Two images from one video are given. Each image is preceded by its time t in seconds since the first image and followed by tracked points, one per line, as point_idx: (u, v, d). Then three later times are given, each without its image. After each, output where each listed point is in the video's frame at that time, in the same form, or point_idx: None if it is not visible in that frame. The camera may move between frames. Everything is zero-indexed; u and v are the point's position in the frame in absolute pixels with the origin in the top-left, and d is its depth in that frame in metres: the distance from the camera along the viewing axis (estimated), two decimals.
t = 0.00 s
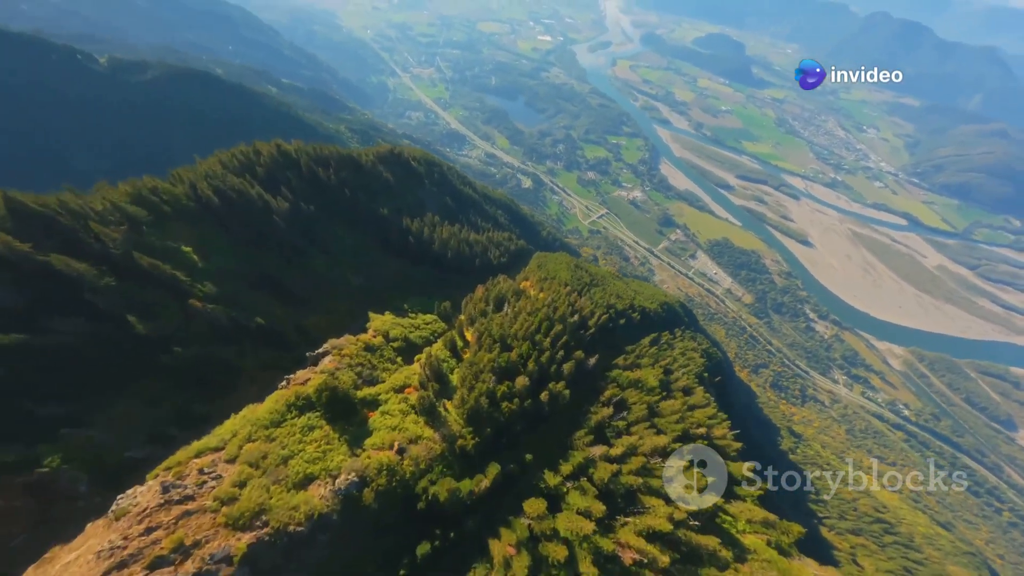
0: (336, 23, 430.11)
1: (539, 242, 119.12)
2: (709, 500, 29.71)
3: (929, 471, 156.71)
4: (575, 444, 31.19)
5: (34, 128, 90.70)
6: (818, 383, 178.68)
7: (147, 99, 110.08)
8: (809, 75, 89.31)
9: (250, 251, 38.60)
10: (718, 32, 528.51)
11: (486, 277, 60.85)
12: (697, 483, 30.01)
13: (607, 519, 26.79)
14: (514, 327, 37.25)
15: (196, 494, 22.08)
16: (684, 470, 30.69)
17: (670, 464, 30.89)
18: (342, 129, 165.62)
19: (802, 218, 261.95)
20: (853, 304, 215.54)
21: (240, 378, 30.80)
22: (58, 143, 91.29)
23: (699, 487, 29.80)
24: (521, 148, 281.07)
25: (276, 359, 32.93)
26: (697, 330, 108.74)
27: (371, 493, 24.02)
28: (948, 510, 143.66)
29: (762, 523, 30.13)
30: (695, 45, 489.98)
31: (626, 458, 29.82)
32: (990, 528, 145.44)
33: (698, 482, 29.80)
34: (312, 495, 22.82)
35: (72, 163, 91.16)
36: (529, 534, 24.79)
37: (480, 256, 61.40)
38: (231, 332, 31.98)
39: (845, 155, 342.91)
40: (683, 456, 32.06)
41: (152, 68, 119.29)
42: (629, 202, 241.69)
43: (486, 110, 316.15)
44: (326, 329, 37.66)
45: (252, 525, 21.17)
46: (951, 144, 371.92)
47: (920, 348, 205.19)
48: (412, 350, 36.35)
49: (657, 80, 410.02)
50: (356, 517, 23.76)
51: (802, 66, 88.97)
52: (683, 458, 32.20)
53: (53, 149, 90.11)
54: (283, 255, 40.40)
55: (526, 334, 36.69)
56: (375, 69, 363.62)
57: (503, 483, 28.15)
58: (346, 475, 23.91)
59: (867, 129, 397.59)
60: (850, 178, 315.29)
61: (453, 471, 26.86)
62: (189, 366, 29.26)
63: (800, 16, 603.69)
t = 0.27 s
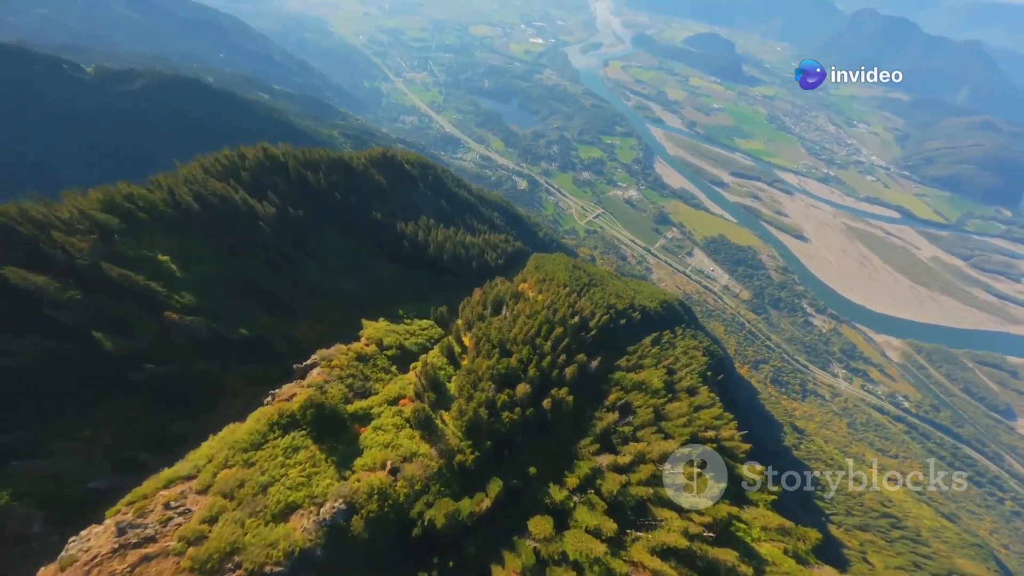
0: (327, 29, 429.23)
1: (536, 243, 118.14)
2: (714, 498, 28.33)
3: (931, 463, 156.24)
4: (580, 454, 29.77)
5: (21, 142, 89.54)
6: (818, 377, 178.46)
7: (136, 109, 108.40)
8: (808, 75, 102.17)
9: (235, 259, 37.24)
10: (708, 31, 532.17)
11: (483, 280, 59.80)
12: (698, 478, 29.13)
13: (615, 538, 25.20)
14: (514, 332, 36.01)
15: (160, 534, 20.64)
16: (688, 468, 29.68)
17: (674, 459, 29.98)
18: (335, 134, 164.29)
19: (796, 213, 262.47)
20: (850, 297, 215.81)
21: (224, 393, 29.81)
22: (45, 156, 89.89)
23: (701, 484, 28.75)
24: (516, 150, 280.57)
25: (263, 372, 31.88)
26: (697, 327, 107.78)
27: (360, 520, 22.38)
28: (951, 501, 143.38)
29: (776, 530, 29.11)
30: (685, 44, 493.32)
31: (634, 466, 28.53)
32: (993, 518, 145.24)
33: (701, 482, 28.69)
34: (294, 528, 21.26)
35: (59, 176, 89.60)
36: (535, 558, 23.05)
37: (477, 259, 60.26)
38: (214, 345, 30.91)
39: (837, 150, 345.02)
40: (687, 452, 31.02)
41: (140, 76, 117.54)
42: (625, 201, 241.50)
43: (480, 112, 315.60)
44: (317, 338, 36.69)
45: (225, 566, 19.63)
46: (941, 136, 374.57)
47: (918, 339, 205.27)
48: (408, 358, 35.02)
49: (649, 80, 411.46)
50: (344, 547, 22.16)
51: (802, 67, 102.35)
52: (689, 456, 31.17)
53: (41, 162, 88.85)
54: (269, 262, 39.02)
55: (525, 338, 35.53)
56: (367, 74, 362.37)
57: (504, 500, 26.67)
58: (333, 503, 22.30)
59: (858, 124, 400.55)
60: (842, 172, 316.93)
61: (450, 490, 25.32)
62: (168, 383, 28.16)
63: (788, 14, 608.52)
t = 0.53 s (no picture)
0: (318, 37, 428.28)
1: (533, 244, 117.04)
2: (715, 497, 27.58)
3: (932, 453, 155.86)
4: (586, 466, 28.29)
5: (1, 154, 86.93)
6: (817, 370, 178.18)
7: (122, 119, 106.32)
8: (808, 75, 114.49)
9: (214, 272, 35.80)
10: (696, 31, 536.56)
11: (479, 284, 58.88)
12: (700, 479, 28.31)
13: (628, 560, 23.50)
14: (513, 337, 34.74)
15: None
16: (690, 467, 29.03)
17: (676, 460, 28.90)
18: (327, 140, 162.74)
19: (789, 207, 263.17)
20: (846, 290, 215.97)
21: (197, 419, 27.81)
22: (27, 168, 87.50)
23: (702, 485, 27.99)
24: (510, 152, 280.01)
25: (242, 393, 30.05)
26: (697, 324, 106.65)
27: (347, 554, 20.48)
28: (955, 490, 142.99)
29: (795, 538, 27.78)
30: (675, 44, 497.17)
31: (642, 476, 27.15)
32: (995, 506, 144.79)
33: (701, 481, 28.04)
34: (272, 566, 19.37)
35: (41, 188, 87.13)
36: None
37: (473, 262, 59.23)
38: (188, 366, 29.03)
39: (828, 144, 347.37)
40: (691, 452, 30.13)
41: (126, 86, 115.35)
42: (620, 200, 241.30)
43: (473, 115, 314.87)
44: (305, 351, 35.27)
45: None
46: (929, 128, 377.85)
47: (914, 330, 205.43)
48: (402, 368, 33.57)
49: (640, 79, 413.24)
50: None
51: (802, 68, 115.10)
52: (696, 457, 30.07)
53: (22, 174, 86.39)
54: (253, 275, 38.04)
55: (525, 343, 34.21)
56: (359, 80, 361.14)
57: (506, 520, 24.91)
58: (315, 539, 20.19)
59: (847, 118, 404.06)
60: (834, 166, 318.86)
61: (447, 514, 23.48)
62: (132, 410, 25.77)
63: (775, 11, 614.22)
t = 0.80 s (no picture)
0: (308, 43, 426.42)
1: (529, 245, 116.06)
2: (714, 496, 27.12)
3: (932, 443, 156.06)
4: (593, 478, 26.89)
5: None
6: (816, 363, 178.19)
7: (106, 128, 103.83)
8: (807, 74, 143.60)
9: (195, 281, 34.47)
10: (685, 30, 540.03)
11: (476, 287, 57.83)
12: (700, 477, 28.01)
13: None
14: (512, 341, 33.50)
15: None
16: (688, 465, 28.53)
17: (674, 459, 28.39)
18: (319, 145, 161.00)
19: (783, 202, 263.89)
20: (841, 283, 216.66)
21: (174, 441, 26.58)
22: (9, 181, 85.29)
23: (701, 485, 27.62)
24: (503, 154, 279.20)
25: (225, 410, 28.96)
26: (697, 321, 105.74)
27: None
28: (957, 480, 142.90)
29: (813, 543, 26.54)
30: (664, 43, 499.81)
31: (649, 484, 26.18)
32: (995, 493, 145.45)
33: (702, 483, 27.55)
34: None
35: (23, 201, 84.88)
36: None
37: (469, 264, 58.28)
38: (165, 386, 27.66)
39: (818, 139, 349.66)
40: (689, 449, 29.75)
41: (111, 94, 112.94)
42: (615, 199, 241.05)
43: (466, 118, 313.71)
44: (292, 363, 34.24)
45: None
46: (917, 120, 380.89)
47: (910, 321, 205.92)
48: (397, 377, 32.22)
49: (631, 79, 414.49)
50: None
51: (802, 70, 144.00)
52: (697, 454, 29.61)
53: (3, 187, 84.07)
54: (238, 283, 36.85)
55: (526, 347, 32.97)
56: (350, 86, 359.41)
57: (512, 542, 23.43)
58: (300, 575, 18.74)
59: (836, 113, 407.39)
60: (825, 160, 320.72)
61: (446, 539, 21.95)
62: (103, 435, 24.38)
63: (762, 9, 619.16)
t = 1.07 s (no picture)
0: (297, 50, 423.96)
1: (525, 246, 115.07)
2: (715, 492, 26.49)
3: (931, 431, 156.88)
4: (601, 490, 25.68)
5: None
6: (813, 355, 178.92)
7: (90, 139, 101.75)
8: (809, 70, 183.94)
9: (174, 294, 33.06)
10: (672, 29, 544.05)
11: (472, 290, 56.72)
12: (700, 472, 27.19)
13: None
14: (512, 346, 32.31)
15: None
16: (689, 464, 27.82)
17: (672, 457, 28.22)
18: (309, 151, 159.20)
19: (775, 196, 265.09)
20: (836, 275, 217.33)
21: (149, 467, 25.09)
22: None
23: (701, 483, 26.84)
24: (496, 156, 278.53)
25: (204, 432, 27.54)
26: (695, 318, 104.88)
27: None
28: (958, 466, 143.13)
29: (835, 551, 25.26)
30: (653, 43, 503.07)
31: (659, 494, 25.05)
32: (995, 478, 146.39)
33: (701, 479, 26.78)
34: None
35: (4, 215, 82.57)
36: None
37: (464, 267, 57.26)
38: (138, 408, 26.13)
39: (807, 133, 353.03)
40: (693, 449, 28.95)
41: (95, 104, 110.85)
42: (609, 198, 241.05)
43: (458, 121, 312.77)
44: (281, 376, 33.15)
45: None
46: (903, 112, 385.55)
47: (905, 310, 206.66)
48: (392, 389, 30.89)
49: (621, 78, 416.13)
50: None
51: (806, 66, 183.85)
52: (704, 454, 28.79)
53: None
54: (221, 295, 35.69)
55: (526, 352, 31.77)
56: (341, 92, 357.58)
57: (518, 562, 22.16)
58: None
59: (824, 107, 411.64)
60: (815, 154, 323.51)
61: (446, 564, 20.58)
62: (66, 466, 22.53)
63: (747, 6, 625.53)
